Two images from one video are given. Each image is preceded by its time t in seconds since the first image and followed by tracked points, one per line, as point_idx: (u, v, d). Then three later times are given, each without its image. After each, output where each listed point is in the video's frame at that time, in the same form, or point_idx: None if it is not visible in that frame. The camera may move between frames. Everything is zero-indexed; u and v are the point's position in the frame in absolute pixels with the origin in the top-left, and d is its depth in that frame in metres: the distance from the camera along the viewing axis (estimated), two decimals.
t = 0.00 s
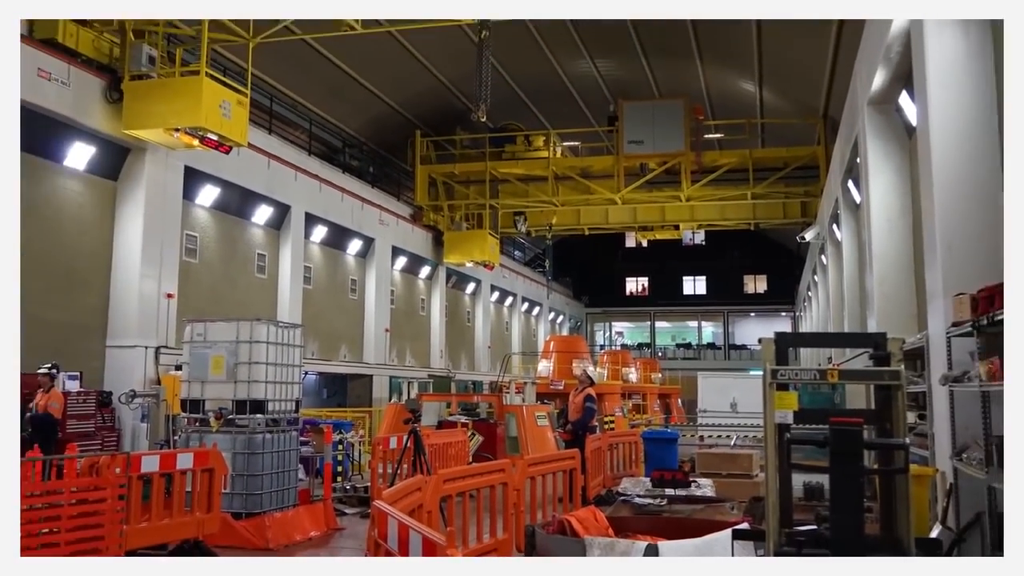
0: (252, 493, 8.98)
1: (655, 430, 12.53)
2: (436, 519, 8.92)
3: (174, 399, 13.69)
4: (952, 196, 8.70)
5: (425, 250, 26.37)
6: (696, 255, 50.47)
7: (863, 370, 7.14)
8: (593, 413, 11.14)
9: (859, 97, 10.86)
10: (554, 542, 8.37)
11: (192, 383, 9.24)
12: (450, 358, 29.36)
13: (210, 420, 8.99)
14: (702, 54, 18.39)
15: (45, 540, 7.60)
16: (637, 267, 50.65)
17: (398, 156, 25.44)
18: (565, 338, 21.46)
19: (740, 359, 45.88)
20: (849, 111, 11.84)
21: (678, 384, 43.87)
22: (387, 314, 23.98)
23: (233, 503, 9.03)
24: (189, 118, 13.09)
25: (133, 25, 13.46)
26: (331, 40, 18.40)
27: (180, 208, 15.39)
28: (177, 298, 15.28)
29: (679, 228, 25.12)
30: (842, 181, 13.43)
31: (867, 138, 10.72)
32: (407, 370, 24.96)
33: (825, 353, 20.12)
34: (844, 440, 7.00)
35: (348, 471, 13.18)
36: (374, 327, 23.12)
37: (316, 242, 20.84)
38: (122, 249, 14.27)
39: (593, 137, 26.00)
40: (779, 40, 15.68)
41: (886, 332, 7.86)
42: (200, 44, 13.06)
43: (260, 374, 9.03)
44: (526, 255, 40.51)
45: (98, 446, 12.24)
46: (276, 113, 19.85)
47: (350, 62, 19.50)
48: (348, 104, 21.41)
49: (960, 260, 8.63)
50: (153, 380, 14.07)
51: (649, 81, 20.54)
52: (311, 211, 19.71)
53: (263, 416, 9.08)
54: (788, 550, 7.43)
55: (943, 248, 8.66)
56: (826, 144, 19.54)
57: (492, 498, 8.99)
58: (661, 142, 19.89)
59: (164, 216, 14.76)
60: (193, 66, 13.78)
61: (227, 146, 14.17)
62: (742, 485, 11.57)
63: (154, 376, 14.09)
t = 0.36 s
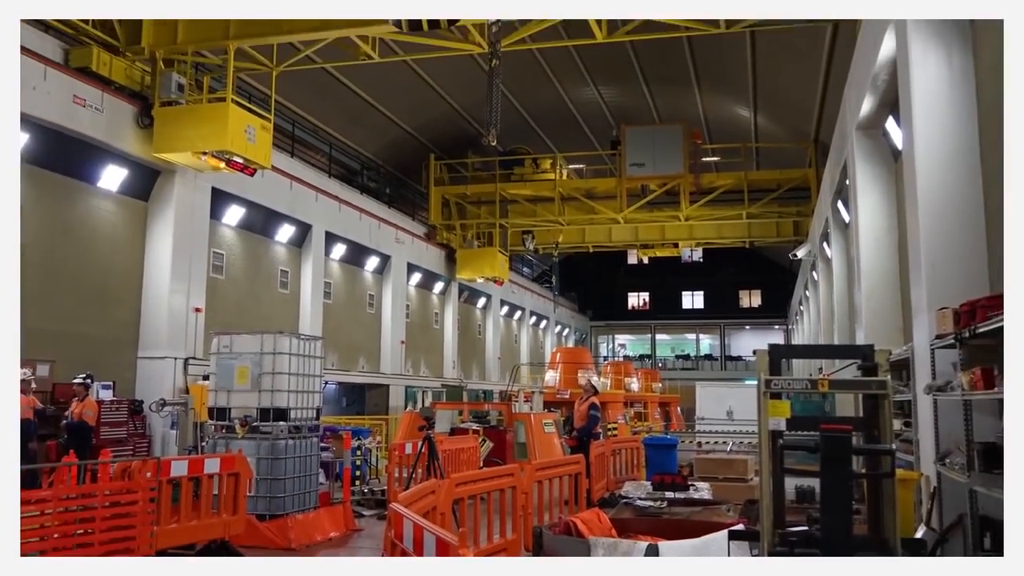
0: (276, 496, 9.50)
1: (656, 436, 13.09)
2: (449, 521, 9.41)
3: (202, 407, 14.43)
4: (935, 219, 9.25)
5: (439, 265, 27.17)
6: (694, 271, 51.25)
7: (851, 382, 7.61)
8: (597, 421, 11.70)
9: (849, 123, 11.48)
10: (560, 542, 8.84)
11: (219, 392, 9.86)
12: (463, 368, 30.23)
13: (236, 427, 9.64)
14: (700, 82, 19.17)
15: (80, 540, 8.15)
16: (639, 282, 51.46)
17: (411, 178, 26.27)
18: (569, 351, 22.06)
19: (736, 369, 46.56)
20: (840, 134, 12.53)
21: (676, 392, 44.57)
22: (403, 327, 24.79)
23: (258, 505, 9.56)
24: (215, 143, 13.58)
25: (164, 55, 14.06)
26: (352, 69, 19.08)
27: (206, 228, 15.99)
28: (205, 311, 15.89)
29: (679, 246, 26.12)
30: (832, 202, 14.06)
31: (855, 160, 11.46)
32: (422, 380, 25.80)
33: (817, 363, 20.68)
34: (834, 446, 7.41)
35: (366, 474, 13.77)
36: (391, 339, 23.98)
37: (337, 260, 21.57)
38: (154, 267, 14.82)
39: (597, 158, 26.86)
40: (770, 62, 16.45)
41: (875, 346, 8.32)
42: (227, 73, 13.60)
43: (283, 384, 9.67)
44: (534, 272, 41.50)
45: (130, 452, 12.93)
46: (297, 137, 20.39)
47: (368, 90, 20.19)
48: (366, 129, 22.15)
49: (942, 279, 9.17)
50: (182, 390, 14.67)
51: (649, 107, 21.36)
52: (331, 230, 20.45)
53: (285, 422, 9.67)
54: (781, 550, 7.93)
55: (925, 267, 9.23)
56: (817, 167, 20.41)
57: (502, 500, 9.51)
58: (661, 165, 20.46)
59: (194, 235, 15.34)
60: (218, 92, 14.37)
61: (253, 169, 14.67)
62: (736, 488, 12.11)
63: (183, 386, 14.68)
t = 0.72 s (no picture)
0: (296, 498, 10.04)
1: (656, 442, 13.64)
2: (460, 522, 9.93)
3: (226, 414, 14.82)
4: (922, 235, 9.76)
5: (452, 280, 27.84)
6: (694, 285, 51.87)
7: (841, 392, 8.13)
8: (601, 428, 12.27)
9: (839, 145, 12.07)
10: (566, 543, 9.36)
11: (243, 400, 10.45)
12: (473, 378, 30.82)
13: (259, 433, 10.20)
14: (699, 106, 19.79)
15: (111, 541, 8.62)
16: (640, 295, 52.12)
17: (426, 199, 27.01)
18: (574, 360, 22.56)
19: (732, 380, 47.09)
20: (830, 156, 13.14)
21: (675, 400, 45.11)
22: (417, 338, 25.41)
23: (279, 507, 10.10)
24: (239, 164, 14.18)
25: (190, 81, 14.64)
26: (370, 95, 19.67)
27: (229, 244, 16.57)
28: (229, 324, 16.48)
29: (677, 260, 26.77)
30: (824, 220, 14.64)
31: (845, 180, 12.05)
32: (435, 389, 26.42)
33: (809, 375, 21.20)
34: (824, 451, 7.95)
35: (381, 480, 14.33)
36: (406, 349, 24.62)
37: (354, 275, 22.19)
38: (180, 283, 15.39)
39: (601, 179, 27.57)
40: (765, 84, 17.06)
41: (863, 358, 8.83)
42: (249, 98, 14.15)
43: (303, 393, 10.29)
44: (541, 286, 42.16)
45: (159, 456, 13.49)
46: (316, 158, 20.95)
47: (384, 113, 20.78)
48: (381, 152, 22.78)
49: (928, 292, 9.67)
50: (208, 399, 15.25)
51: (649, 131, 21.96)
52: (349, 246, 21.12)
53: (305, 429, 10.27)
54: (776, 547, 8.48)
55: (913, 282, 9.72)
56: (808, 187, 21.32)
57: (509, 503, 10.03)
58: (661, 185, 20.97)
59: (217, 253, 15.92)
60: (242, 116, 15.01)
61: (274, 189, 15.22)
62: (730, 491, 12.64)
63: (208, 395, 15.24)
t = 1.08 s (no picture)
0: (314, 500, 10.55)
1: (657, 447, 14.13)
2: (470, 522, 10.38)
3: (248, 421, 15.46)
4: (910, 249, 10.23)
5: (462, 292, 28.39)
6: (693, 296, 52.35)
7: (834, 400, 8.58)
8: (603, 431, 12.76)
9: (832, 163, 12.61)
10: (571, 543, 9.81)
11: (262, 406, 11.08)
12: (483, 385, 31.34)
13: (277, 439, 10.78)
14: (697, 127, 20.32)
15: (137, 541, 9.05)
16: (641, 306, 52.63)
17: (436, 214, 27.59)
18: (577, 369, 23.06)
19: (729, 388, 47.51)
20: (822, 174, 13.70)
21: (676, 406, 45.58)
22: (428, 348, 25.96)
23: (296, 508, 10.59)
24: (258, 181, 14.64)
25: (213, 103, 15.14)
26: (385, 116, 20.17)
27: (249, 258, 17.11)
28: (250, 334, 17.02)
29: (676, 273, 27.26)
30: (816, 234, 15.16)
31: (837, 198, 12.58)
32: (446, 397, 26.96)
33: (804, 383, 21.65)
34: (817, 456, 8.40)
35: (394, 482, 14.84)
36: (418, 358, 25.17)
37: (369, 287, 22.74)
38: (202, 295, 15.93)
39: (604, 197, 28.15)
40: (759, 106, 17.62)
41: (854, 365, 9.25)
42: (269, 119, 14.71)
43: (319, 400, 10.88)
44: (547, 298, 42.75)
45: (182, 460, 14.01)
46: (332, 177, 21.46)
47: (399, 134, 21.25)
48: (395, 169, 23.29)
49: (916, 304, 10.12)
50: (229, 406, 15.75)
51: (650, 150, 22.50)
52: (364, 259, 21.69)
53: (321, 433, 10.80)
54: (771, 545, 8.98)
55: (901, 294, 10.14)
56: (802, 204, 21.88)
57: (517, 505, 10.49)
58: (661, 203, 21.46)
59: (238, 266, 16.44)
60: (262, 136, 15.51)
61: (292, 206, 15.73)
62: (728, 493, 13.13)
63: (229, 402, 15.75)
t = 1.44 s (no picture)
0: (328, 502, 10.97)
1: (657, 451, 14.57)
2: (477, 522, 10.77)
3: (263, 426, 15.86)
4: (901, 263, 10.64)
5: (470, 302, 28.85)
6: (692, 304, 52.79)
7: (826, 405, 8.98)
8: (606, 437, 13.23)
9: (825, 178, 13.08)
10: (573, 542, 10.21)
11: (278, 411, 11.57)
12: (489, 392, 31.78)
13: (292, 442, 11.25)
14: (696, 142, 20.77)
15: (157, 541, 9.45)
16: (642, 314, 53.10)
17: (445, 227, 28.10)
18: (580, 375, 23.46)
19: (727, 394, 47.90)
20: (816, 189, 14.19)
21: (675, 411, 45.98)
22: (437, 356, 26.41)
23: (311, 509, 11.01)
24: (274, 196, 15.09)
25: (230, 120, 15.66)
26: (396, 134, 20.70)
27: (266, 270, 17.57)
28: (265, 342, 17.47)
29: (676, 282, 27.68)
30: (811, 245, 15.63)
31: (831, 211, 13.04)
32: (455, 403, 27.41)
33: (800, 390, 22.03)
34: (811, 459, 8.79)
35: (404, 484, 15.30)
36: (427, 365, 25.63)
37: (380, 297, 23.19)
38: (218, 304, 16.39)
39: (608, 211, 28.64)
40: (755, 123, 18.12)
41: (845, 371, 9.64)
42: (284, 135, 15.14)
43: (332, 405, 11.36)
44: (553, 307, 43.26)
45: (200, 463, 14.43)
46: (346, 191, 22.02)
47: (409, 150, 21.73)
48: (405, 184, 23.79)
49: (905, 315, 10.55)
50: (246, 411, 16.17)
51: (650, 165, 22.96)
52: (376, 271, 22.15)
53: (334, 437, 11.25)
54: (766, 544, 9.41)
55: (892, 304, 10.58)
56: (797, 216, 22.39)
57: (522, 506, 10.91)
58: (661, 216, 21.87)
59: (254, 279, 16.88)
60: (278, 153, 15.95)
61: (307, 220, 16.17)
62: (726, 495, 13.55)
63: (246, 408, 16.18)
